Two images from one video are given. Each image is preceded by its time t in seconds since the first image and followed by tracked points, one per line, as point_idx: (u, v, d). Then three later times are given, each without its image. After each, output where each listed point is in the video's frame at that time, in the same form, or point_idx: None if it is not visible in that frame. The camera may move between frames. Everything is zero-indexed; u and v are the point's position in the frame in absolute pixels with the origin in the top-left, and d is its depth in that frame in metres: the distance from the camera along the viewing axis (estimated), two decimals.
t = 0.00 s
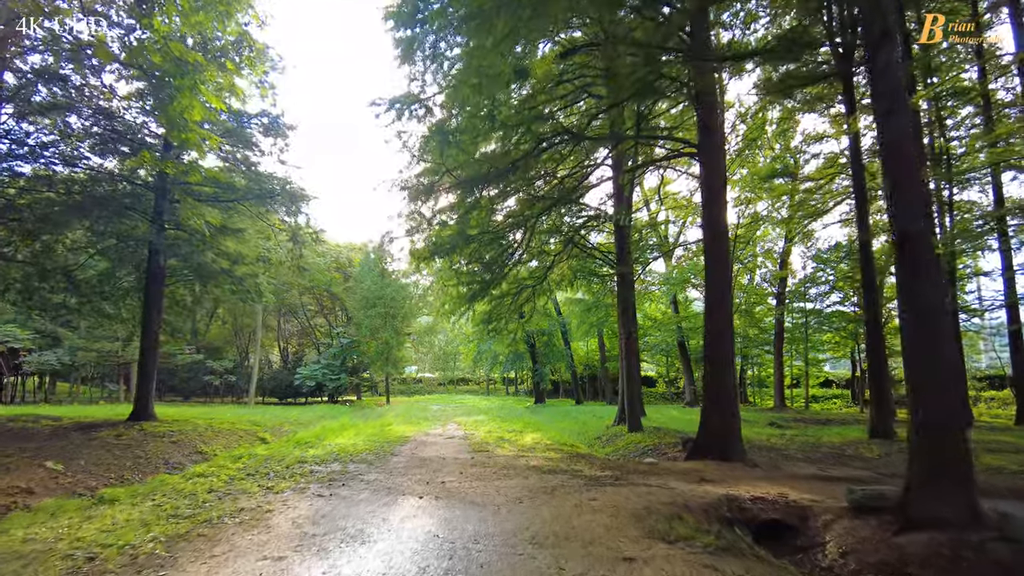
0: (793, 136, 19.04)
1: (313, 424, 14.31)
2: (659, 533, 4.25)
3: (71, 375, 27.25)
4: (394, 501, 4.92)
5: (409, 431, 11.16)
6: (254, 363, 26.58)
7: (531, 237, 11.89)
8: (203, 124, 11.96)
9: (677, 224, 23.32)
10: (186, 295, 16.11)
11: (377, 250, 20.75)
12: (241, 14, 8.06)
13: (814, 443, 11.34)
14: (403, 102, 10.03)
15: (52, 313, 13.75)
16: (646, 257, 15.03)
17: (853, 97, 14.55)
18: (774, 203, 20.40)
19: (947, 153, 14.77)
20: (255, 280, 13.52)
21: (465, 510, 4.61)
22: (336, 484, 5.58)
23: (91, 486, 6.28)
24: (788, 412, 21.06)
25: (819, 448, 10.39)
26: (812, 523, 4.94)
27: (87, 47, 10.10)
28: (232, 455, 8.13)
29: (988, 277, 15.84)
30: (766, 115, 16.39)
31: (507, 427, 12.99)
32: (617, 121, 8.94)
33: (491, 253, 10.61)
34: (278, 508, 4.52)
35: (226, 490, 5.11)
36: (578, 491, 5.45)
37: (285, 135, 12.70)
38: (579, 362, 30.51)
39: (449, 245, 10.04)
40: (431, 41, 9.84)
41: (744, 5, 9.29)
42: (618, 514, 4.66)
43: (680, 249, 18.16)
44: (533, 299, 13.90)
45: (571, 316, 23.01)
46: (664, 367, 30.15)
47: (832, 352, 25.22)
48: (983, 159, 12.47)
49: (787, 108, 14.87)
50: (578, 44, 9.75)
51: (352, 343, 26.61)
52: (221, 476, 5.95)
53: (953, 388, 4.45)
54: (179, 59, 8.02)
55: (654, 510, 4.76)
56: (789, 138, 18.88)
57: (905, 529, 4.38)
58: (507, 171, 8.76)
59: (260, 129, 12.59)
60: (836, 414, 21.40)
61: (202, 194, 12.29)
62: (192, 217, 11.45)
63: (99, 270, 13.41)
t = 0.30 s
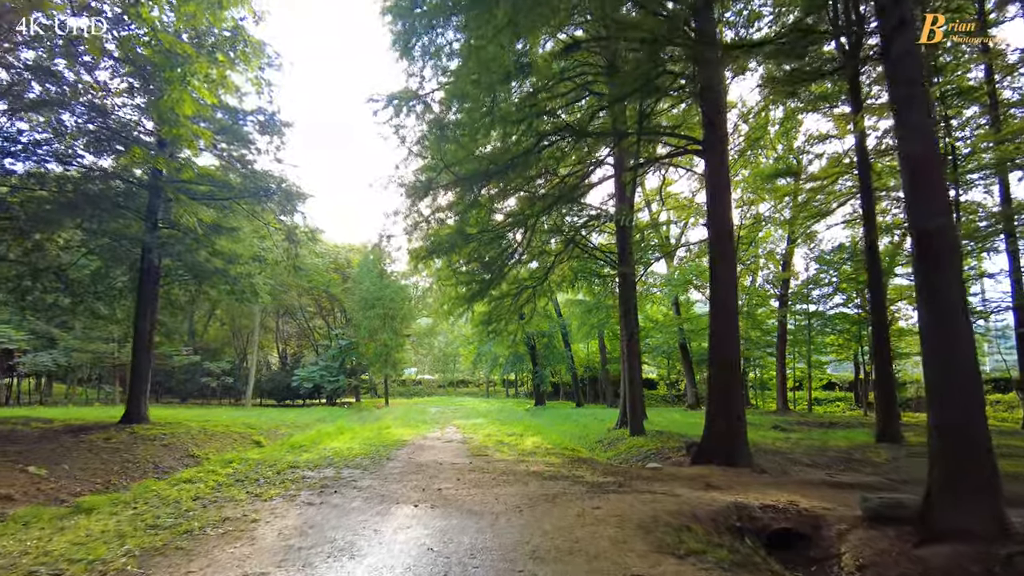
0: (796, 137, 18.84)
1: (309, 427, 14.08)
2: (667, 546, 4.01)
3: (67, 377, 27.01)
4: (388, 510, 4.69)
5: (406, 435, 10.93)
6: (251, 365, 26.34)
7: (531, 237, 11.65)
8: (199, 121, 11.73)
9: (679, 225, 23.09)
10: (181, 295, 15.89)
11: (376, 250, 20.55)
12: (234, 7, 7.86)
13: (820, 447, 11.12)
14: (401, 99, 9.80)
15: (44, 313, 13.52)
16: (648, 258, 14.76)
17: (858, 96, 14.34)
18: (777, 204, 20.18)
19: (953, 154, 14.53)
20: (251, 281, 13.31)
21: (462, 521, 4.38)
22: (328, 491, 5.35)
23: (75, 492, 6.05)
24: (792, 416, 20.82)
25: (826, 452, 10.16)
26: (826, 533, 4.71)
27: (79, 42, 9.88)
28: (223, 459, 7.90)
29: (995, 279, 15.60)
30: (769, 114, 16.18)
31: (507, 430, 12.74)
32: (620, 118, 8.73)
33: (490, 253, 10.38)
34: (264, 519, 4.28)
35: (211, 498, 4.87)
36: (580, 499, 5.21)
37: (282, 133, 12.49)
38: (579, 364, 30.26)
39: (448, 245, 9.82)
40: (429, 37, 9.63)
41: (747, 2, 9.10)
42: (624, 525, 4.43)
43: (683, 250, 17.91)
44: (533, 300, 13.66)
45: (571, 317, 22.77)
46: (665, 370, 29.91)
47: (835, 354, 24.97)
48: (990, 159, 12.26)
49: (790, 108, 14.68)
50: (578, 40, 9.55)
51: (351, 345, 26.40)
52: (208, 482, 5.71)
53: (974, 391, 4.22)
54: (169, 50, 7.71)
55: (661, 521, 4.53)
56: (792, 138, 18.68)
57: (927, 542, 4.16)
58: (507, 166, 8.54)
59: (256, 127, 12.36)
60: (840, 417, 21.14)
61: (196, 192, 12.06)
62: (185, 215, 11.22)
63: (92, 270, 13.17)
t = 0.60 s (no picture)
0: (798, 135, 18.60)
1: (304, 429, 13.83)
2: (673, 558, 3.77)
3: (62, 379, 26.75)
4: (377, 517, 4.44)
5: (402, 437, 10.67)
6: (248, 367, 26.08)
7: (529, 234, 11.41)
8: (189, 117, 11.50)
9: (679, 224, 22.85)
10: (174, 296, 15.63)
11: (373, 250, 20.31)
12: None
13: (826, 449, 10.85)
14: (395, 95, 9.54)
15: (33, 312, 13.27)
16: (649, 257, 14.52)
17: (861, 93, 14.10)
18: (779, 203, 19.94)
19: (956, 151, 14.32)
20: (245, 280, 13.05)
21: (454, 530, 4.13)
22: (315, 497, 5.10)
23: (52, 497, 5.80)
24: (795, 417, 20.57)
25: (832, 454, 9.90)
26: (840, 540, 4.46)
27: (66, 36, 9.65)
28: (211, 462, 7.64)
29: (1002, 278, 15.33)
30: (770, 112, 15.97)
31: (505, 432, 12.47)
32: (620, 111, 8.48)
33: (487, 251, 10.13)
34: (244, 527, 4.03)
35: (190, 505, 4.62)
36: (580, 506, 4.96)
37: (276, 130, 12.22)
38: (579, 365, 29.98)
39: (444, 242, 9.59)
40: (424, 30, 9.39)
41: None
42: (626, 534, 4.18)
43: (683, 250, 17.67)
44: (532, 300, 13.42)
45: (571, 318, 22.52)
46: (665, 371, 29.63)
47: (837, 355, 24.73)
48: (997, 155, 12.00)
49: (792, 105, 14.47)
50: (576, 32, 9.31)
51: (348, 346, 26.13)
52: (190, 488, 5.46)
53: (998, 391, 3.98)
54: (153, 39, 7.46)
55: (665, 529, 4.29)
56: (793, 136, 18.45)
57: (948, 552, 3.91)
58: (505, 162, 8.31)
59: (249, 124, 12.09)
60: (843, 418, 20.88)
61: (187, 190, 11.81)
62: (175, 213, 10.96)
63: (82, 269, 12.94)
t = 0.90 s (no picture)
0: (800, 132, 18.37)
1: (301, 430, 13.59)
2: (682, 569, 3.54)
3: (58, 380, 26.53)
4: (369, 523, 4.21)
5: (399, 438, 10.44)
6: (245, 367, 25.86)
7: (530, 231, 11.19)
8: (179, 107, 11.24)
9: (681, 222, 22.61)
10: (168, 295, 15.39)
11: (371, 249, 20.09)
12: None
13: (832, 450, 10.62)
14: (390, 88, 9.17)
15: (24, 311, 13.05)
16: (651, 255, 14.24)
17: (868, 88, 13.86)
18: (782, 201, 19.72)
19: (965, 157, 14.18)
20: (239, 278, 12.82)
21: (449, 538, 3.90)
22: (305, 501, 4.87)
23: (32, 502, 5.56)
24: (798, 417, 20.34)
25: (840, 456, 9.66)
26: (857, 548, 4.23)
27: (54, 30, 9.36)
28: (201, 465, 7.41)
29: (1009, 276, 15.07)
30: (773, 109, 15.76)
31: (505, 433, 12.19)
32: (622, 103, 8.25)
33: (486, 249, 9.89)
34: (227, 536, 3.79)
35: (172, 511, 4.38)
36: (583, 511, 4.73)
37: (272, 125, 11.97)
38: (580, 365, 29.76)
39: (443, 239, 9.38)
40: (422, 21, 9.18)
41: None
42: (632, 543, 3.95)
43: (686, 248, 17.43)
44: (532, 298, 13.19)
45: (572, 318, 22.30)
46: (667, 371, 29.39)
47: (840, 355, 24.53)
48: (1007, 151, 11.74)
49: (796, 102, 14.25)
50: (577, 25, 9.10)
51: (347, 346, 25.88)
52: (175, 492, 5.22)
53: None
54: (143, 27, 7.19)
55: (674, 537, 4.06)
56: (796, 133, 18.21)
57: (974, 563, 3.68)
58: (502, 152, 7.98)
59: (244, 119, 11.85)
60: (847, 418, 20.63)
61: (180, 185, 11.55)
62: (167, 209, 10.71)
63: (75, 267, 12.72)
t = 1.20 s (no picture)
0: (804, 130, 18.14)
1: (297, 432, 13.36)
2: None
3: (54, 380, 26.29)
4: (361, 534, 3.97)
5: (397, 441, 10.19)
6: (243, 367, 25.63)
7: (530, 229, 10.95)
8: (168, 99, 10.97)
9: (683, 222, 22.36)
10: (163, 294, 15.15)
11: (370, 248, 19.85)
12: None
13: (840, 453, 10.37)
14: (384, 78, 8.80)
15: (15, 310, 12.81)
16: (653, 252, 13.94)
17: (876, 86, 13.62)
18: (785, 200, 19.49)
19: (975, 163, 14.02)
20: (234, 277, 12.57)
21: (446, 552, 3.65)
22: (295, 510, 4.63)
23: (11, 509, 5.32)
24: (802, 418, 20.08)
25: (848, 459, 9.42)
26: (878, 560, 3.99)
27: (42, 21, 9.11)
28: (191, 469, 7.16)
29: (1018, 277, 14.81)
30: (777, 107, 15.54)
31: (505, 435, 11.95)
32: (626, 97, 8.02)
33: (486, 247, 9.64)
34: (209, 550, 3.54)
35: (154, 520, 4.14)
36: (587, 521, 4.49)
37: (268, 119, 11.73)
38: (581, 366, 29.52)
39: (442, 235, 9.11)
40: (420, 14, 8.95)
41: None
42: (640, 557, 3.71)
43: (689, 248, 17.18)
44: (533, 298, 12.94)
45: (573, 319, 22.06)
46: (668, 372, 29.13)
47: (844, 356, 24.29)
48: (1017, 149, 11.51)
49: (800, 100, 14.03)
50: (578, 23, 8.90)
51: (345, 346, 25.62)
52: (161, 498, 4.98)
53: None
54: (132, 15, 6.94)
55: (685, 549, 3.82)
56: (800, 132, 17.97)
57: None
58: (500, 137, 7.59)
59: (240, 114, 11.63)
60: (851, 420, 20.39)
61: (175, 180, 11.30)
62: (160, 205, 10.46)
63: (67, 266, 12.48)
